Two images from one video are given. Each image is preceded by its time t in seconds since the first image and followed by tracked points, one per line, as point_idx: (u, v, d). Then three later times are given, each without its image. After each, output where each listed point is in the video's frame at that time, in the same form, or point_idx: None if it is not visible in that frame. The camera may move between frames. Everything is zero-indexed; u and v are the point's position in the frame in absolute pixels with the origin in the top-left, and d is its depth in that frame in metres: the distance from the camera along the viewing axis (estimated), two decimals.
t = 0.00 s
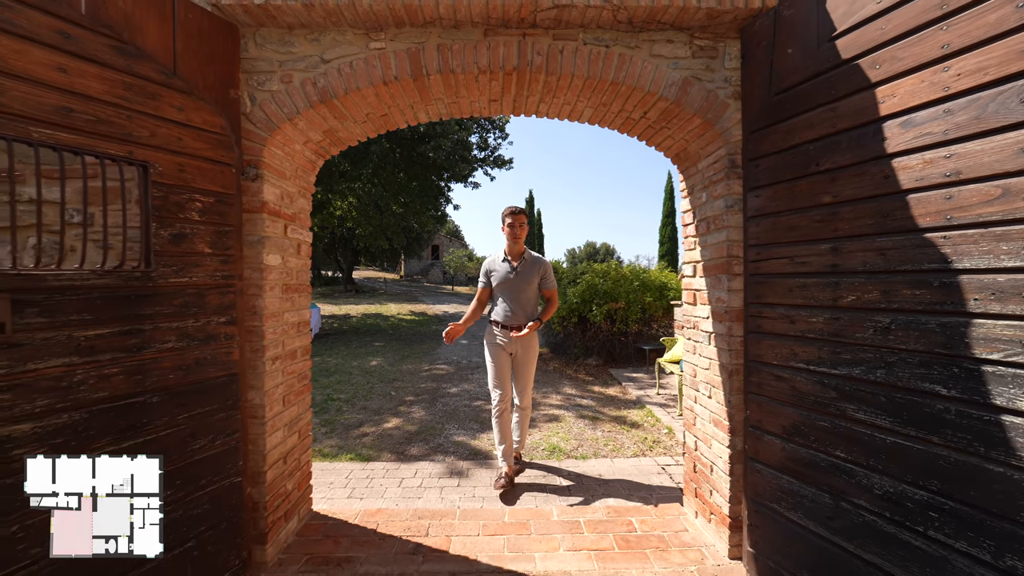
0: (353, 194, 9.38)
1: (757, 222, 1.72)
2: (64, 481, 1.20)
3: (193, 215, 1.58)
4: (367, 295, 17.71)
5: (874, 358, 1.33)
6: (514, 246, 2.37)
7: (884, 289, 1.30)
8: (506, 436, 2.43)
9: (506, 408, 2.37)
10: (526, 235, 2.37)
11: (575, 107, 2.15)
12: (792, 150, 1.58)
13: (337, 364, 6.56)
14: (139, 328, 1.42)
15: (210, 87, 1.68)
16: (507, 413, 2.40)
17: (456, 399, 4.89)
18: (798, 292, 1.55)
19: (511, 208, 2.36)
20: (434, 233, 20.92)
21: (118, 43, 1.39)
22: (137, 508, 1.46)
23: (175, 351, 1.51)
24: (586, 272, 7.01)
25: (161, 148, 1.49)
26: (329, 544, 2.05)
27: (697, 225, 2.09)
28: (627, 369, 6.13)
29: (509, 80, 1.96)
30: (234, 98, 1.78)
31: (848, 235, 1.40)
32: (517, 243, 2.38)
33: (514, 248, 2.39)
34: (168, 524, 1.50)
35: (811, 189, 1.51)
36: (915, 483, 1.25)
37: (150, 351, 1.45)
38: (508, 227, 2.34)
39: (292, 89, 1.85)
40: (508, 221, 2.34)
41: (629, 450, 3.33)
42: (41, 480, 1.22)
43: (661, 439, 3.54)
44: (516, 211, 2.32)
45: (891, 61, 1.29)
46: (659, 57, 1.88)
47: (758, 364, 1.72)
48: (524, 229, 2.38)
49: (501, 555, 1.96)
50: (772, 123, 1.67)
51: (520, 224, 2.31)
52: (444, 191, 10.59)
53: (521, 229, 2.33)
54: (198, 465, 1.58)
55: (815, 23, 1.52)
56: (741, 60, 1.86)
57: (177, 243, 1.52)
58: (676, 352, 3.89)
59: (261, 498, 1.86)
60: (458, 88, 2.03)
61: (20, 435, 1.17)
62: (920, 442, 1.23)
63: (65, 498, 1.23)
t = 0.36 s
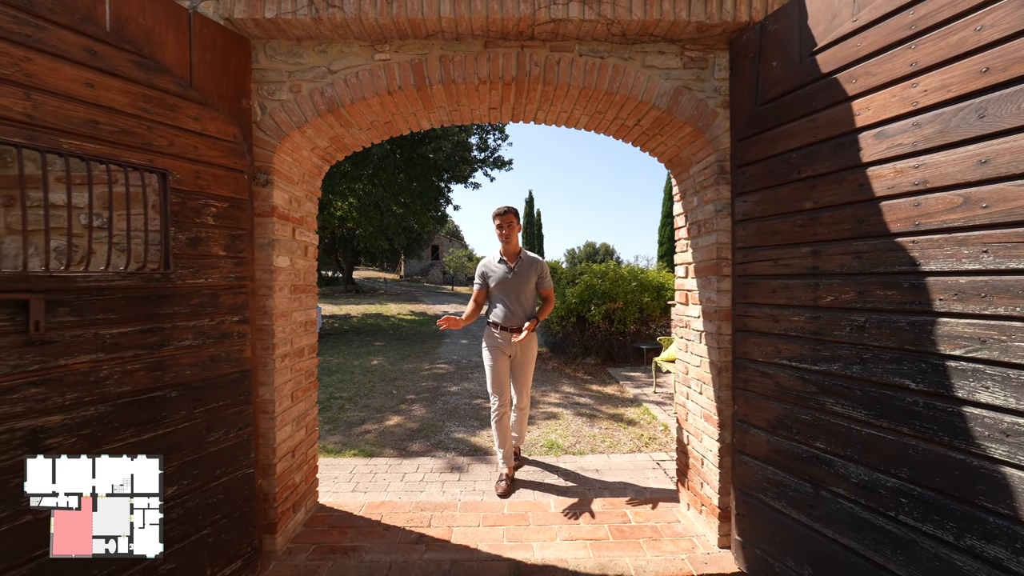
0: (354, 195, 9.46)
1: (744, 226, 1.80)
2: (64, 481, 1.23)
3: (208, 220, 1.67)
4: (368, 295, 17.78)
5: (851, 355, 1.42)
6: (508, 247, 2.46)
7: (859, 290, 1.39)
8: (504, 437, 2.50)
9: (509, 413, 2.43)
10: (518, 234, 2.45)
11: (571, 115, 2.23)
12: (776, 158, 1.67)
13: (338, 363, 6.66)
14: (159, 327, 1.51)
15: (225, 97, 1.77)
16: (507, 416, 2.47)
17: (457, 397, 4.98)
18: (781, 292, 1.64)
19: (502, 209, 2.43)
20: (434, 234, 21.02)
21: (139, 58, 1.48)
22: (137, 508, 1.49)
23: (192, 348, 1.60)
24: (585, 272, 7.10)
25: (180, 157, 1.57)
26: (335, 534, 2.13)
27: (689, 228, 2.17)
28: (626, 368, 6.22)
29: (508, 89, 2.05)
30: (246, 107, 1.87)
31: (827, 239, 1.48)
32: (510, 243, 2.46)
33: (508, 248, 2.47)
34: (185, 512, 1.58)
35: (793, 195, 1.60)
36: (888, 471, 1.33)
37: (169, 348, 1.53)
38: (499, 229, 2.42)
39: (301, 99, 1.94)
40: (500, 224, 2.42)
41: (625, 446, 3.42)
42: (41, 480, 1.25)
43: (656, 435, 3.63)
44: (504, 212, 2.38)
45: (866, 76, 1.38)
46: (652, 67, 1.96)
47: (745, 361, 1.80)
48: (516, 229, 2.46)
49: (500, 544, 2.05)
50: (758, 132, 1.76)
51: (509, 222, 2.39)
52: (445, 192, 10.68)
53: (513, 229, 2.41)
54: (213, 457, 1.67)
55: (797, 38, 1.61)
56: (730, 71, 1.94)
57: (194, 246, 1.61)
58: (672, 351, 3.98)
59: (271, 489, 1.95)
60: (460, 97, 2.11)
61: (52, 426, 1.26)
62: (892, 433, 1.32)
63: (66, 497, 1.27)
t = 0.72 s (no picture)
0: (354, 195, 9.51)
1: (735, 228, 1.87)
2: (63, 480, 1.26)
3: (220, 222, 1.74)
4: (368, 295, 17.81)
5: (834, 351, 1.49)
6: (502, 244, 2.47)
7: (842, 290, 1.46)
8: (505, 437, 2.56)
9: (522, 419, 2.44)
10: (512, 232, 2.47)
11: (569, 120, 2.30)
12: (766, 163, 1.73)
13: (339, 363, 6.73)
14: (174, 325, 1.57)
15: (235, 104, 1.84)
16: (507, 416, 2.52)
17: (457, 395, 5.05)
18: (770, 292, 1.71)
19: (495, 206, 2.43)
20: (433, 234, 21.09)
21: (155, 68, 1.55)
22: (137, 508, 1.52)
23: (205, 346, 1.67)
24: (584, 272, 7.16)
25: (193, 162, 1.64)
26: (340, 526, 2.20)
27: (683, 229, 2.24)
28: (624, 367, 6.29)
29: (508, 95, 2.12)
30: (255, 113, 1.93)
31: (813, 241, 1.55)
32: (505, 241, 2.47)
33: (503, 246, 2.49)
34: (199, 502, 1.65)
35: (781, 199, 1.67)
36: (869, 462, 1.40)
37: (183, 345, 1.60)
38: (493, 228, 2.43)
39: (307, 105, 2.00)
40: (494, 223, 2.42)
41: (622, 443, 3.50)
42: (41, 480, 1.28)
43: (653, 433, 3.70)
44: (495, 210, 2.38)
45: (849, 86, 1.44)
46: (647, 75, 2.03)
47: (736, 359, 1.87)
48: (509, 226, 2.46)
49: (500, 535, 2.11)
50: (749, 138, 1.82)
51: (503, 220, 2.41)
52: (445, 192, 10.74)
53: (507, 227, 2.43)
54: (224, 449, 1.74)
55: (785, 48, 1.68)
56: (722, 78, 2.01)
57: (206, 247, 1.68)
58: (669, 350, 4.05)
59: (279, 482, 2.02)
60: (461, 103, 2.18)
61: (75, 418, 1.33)
62: (872, 426, 1.39)
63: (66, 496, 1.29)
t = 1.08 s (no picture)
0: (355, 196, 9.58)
1: (726, 230, 1.94)
2: (63, 481, 1.29)
3: (230, 224, 1.81)
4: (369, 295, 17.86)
5: (819, 348, 1.56)
6: (500, 243, 2.52)
7: (826, 289, 1.53)
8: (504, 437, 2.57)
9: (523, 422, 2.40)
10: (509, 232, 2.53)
11: (566, 124, 2.37)
12: (755, 167, 1.80)
13: (341, 362, 6.80)
14: (188, 322, 1.64)
15: (245, 110, 1.90)
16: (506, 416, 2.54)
17: (457, 393, 5.13)
18: (758, 292, 1.78)
19: (492, 205, 2.46)
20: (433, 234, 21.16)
21: (170, 77, 1.62)
22: (137, 508, 1.54)
23: (216, 343, 1.74)
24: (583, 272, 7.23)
25: (205, 167, 1.71)
26: (344, 518, 2.27)
27: (678, 231, 2.31)
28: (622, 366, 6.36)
29: (508, 101, 2.19)
30: (263, 119, 2.00)
31: (799, 242, 1.62)
32: (502, 240, 2.52)
33: (501, 245, 2.53)
34: (210, 492, 1.72)
35: (769, 202, 1.74)
36: (851, 453, 1.47)
37: (196, 342, 1.67)
38: (492, 227, 2.47)
39: (313, 111, 2.07)
40: (491, 222, 2.45)
41: (619, 439, 3.57)
42: (40, 480, 1.30)
43: (650, 430, 3.78)
44: (494, 209, 2.41)
45: (832, 95, 1.51)
46: (642, 82, 2.10)
47: (727, 355, 1.94)
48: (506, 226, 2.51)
49: (499, 527, 2.19)
50: (739, 143, 1.89)
51: (501, 220, 2.45)
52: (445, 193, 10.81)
53: (503, 226, 2.47)
54: (234, 443, 1.80)
55: (773, 57, 1.75)
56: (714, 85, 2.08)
57: (218, 248, 1.75)
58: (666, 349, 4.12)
59: (286, 475, 2.09)
60: (462, 108, 2.26)
61: (96, 411, 1.40)
62: (854, 418, 1.46)
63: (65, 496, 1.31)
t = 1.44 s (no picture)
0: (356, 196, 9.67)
1: (716, 231, 2.02)
2: (63, 481, 1.32)
3: (242, 225, 1.89)
4: (369, 295, 17.93)
5: (802, 343, 1.64)
6: (500, 242, 2.59)
7: (809, 287, 1.61)
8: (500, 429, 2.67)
9: (519, 419, 2.45)
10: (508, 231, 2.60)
11: (564, 128, 2.45)
12: (743, 171, 1.88)
13: (342, 360, 6.89)
14: (202, 319, 1.72)
15: (255, 115, 1.98)
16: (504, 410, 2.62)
17: (458, 391, 5.21)
18: (747, 290, 1.86)
19: (492, 205, 2.54)
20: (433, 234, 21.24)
21: (185, 85, 1.70)
22: (137, 508, 1.58)
23: (229, 338, 1.82)
24: (582, 272, 7.32)
25: (218, 170, 1.79)
26: (349, 509, 2.36)
27: (671, 232, 2.39)
28: (621, 364, 6.45)
29: (507, 107, 2.27)
30: (272, 124, 2.08)
31: (784, 243, 1.70)
32: (501, 239, 2.59)
33: (500, 245, 2.59)
34: (223, 481, 1.80)
35: (757, 205, 1.82)
36: (833, 442, 1.54)
37: (210, 338, 1.75)
38: (492, 227, 2.54)
39: (320, 116, 2.15)
40: (491, 222, 2.51)
41: (616, 435, 3.66)
42: (41, 480, 1.34)
43: (647, 426, 3.86)
44: (494, 210, 2.48)
45: (814, 103, 1.60)
46: (636, 88, 2.18)
47: (717, 351, 2.02)
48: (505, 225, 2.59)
49: (499, 517, 2.27)
50: (728, 147, 1.97)
51: (501, 219, 2.53)
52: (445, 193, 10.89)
53: (502, 225, 2.55)
54: (246, 434, 1.89)
55: (760, 66, 1.83)
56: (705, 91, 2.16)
57: (230, 249, 1.83)
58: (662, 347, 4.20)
59: (293, 466, 2.17)
60: (463, 113, 2.34)
61: (117, 402, 1.48)
62: (835, 410, 1.53)
63: (64, 495, 1.35)
